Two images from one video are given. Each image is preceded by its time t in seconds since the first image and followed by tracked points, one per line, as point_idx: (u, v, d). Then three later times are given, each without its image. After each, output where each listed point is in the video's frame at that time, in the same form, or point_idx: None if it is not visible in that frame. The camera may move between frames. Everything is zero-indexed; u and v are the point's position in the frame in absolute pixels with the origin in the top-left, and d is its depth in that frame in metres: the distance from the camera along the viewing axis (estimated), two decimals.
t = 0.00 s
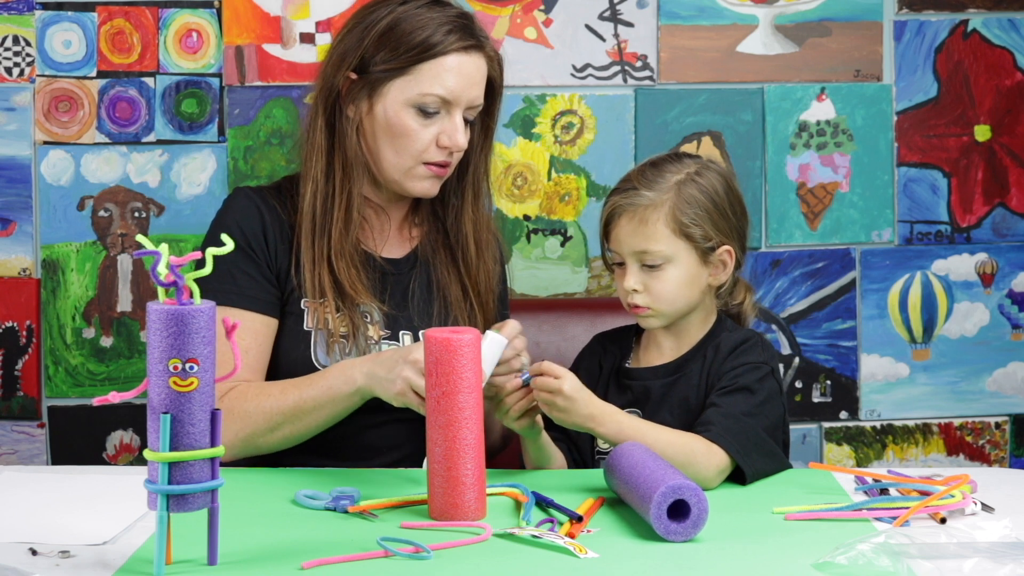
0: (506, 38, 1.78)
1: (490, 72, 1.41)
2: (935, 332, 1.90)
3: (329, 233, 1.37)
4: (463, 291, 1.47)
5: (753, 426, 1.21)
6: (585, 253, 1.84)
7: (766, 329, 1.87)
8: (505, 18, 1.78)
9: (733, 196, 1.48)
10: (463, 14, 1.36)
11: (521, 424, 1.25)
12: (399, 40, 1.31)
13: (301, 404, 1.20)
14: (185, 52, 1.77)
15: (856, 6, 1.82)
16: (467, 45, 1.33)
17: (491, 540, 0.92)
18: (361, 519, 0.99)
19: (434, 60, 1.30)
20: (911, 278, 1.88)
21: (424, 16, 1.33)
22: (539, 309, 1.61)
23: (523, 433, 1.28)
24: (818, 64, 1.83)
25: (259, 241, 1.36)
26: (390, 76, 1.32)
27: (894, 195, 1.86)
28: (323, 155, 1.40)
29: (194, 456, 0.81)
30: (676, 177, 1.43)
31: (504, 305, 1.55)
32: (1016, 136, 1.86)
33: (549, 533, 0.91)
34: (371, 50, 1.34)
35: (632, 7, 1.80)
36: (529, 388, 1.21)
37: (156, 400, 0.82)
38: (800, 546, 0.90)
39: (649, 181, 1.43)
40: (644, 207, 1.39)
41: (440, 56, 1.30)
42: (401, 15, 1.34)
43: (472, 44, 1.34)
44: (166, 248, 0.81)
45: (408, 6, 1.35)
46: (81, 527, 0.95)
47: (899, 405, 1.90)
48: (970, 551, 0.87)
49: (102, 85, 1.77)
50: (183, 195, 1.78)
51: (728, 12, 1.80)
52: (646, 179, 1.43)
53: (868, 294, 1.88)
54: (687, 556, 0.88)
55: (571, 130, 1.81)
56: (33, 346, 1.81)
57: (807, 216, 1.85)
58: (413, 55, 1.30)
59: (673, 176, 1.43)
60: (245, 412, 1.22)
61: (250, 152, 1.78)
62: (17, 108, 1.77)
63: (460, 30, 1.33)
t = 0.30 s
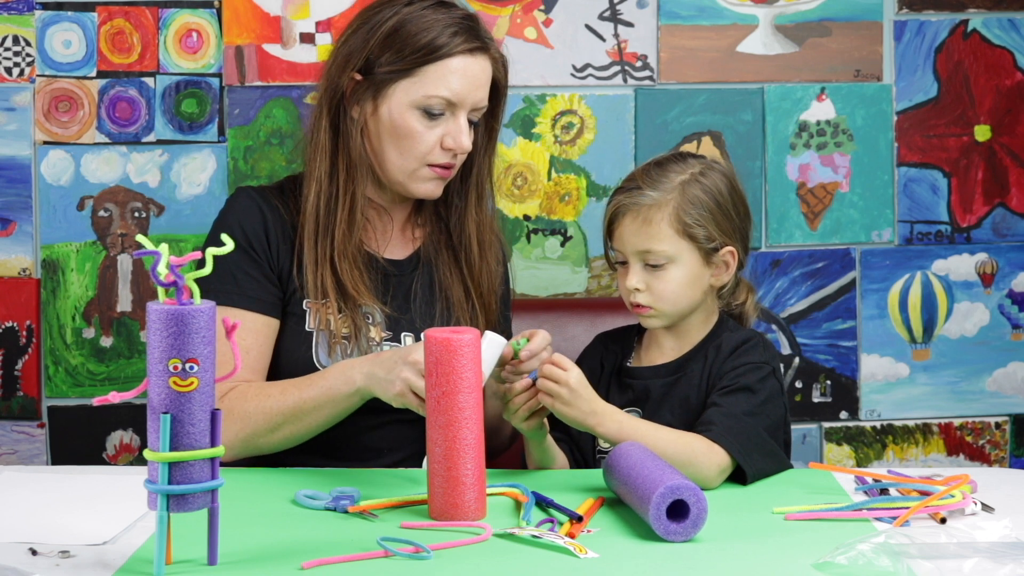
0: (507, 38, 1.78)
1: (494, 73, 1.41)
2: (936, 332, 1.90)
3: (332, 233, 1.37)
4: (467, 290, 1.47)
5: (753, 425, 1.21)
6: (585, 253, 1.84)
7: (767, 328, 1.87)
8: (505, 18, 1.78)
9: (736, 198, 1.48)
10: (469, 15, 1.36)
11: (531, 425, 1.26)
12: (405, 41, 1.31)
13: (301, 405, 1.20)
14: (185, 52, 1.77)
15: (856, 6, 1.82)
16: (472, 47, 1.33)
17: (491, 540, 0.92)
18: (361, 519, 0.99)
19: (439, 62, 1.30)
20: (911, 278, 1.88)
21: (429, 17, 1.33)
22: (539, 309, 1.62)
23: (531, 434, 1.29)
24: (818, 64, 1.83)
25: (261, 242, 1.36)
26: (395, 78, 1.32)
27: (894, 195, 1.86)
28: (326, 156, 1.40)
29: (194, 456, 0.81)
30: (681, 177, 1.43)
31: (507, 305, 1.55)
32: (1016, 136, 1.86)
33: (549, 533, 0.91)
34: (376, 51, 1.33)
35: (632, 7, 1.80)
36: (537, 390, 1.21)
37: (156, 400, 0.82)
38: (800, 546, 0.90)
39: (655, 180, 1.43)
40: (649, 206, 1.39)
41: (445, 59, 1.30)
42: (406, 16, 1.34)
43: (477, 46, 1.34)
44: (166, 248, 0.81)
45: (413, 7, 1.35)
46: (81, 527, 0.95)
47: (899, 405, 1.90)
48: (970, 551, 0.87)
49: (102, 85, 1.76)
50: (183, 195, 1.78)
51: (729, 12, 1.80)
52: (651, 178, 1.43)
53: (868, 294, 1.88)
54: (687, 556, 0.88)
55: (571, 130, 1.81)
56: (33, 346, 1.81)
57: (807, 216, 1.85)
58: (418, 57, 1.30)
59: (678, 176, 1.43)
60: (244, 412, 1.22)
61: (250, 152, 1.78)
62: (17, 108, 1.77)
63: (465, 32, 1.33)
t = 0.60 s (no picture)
0: (507, 38, 1.78)
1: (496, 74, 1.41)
2: (936, 332, 1.90)
3: (334, 234, 1.37)
4: (469, 290, 1.48)
5: (753, 424, 1.21)
6: (585, 253, 1.84)
7: (767, 329, 1.87)
8: (505, 18, 1.78)
9: (741, 198, 1.48)
10: (470, 16, 1.36)
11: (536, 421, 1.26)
12: (407, 42, 1.31)
13: (304, 404, 1.20)
14: (185, 52, 1.77)
15: (856, 6, 1.82)
16: (474, 48, 1.33)
17: (491, 540, 0.92)
18: (361, 519, 0.99)
19: (440, 63, 1.30)
20: (911, 278, 1.88)
21: (431, 18, 1.33)
22: (539, 310, 1.63)
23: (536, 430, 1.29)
24: (818, 65, 1.83)
25: (262, 241, 1.36)
26: (397, 79, 1.32)
27: (894, 195, 1.86)
28: (326, 156, 1.40)
29: (194, 456, 0.81)
30: (687, 176, 1.43)
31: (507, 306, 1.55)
32: (1016, 136, 1.86)
33: (549, 533, 0.91)
34: (379, 51, 1.33)
35: (632, 7, 1.80)
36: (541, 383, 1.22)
37: (156, 400, 0.82)
38: (799, 546, 0.90)
39: (661, 178, 1.43)
40: (655, 204, 1.39)
41: (448, 60, 1.30)
42: (409, 17, 1.34)
43: (479, 47, 1.34)
44: (166, 248, 0.81)
45: (416, 8, 1.35)
46: (81, 527, 0.95)
47: (899, 405, 1.90)
48: (970, 551, 0.87)
49: (102, 85, 1.76)
50: (183, 195, 1.78)
51: (728, 12, 1.80)
52: (657, 176, 1.43)
53: (868, 294, 1.88)
54: (687, 557, 0.88)
55: (571, 130, 1.81)
56: (33, 346, 1.81)
57: (807, 216, 1.85)
58: (420, 58, 1.30)
59: (684, 174, 1.43)
60: (247, 412, 1.22)
61: (250, 152, 1.78)
62: (17, 108, 1.77)
63: (467, 33, 1.33)
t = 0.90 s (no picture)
0: (506, 38, 1.78)
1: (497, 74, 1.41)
2: (936, 332, 1.90)
3: (335, 234, 1.37)
4: (471, 289, 1.48)
5: (755, 424, 1.21)
6: (585, 253, 1.84)
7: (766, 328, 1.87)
8: (505, 18, 1.78)
9: (746, 200, 1.48)
10: (469, 15, 1.36)
11: (555, 387, 1.32)
12: (407, 41, 1.31)
13: (311, 402, 1.19)
14: (185, 52, 1.77)
15: (856, 6, 1.82)
16: (472, 47, 1.33)
17: (491, 540, 0.92)
18: (361, 519, 0.99)
19: (439, 62, 1.30)
20: (911, 278, 1.88)
21: (430, 18, 1.33)
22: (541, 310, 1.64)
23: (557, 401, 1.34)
24: (818, 65, 1.83)
25: (264, 241, 1.36)
26: (397, 78, 1.32)
27: (894, 195, 1.86)
28: (327, 155, 1.40)
29: (194, 456, 0.81)
30: (693, 173, 1.43)
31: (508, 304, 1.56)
32: (1016, 136, 1.86)
33: (549, 533, 0.91)
34: (379, 49, 1.33)
35: (632, 7, 1.80)
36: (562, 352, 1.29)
37: (156, 400, 0.82)
38: (799, 546, 0.90)
39: (667, 174, 1.43)
40: (659, 198, 1.39)
41: (447, 58, 1.30)
42: (409, 16, 1.34)
43: (478, 46, 1.34)
44: (166, 248, 0.81)
45: (416, 7, 1.35)
46: (81, 527, 0.95)
47: (899, 405, 1.90)
48: (970, 551, 0.87)
49: (102, 85, 1.76)
50: (183, 195, 1.78)
51: (729, 12, 1.80)
52: (663, 173, 1.44)
53: (868, 294, 1.88)
54: (687, 557, 0.88)
55: (571, 130, 1.81)
56: (33, 346, 1.81)
57: (807, 216, 1.85)
58: (420, 57, 1.30)
59: (690, 171, 1.43)
60: (253, 412, 1.22)
61: (250, 152, 1.78)
62: (17, 108, 1.77)
63: (466, 32, 1.33)
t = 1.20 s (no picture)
0: (506, 38, 1.78)
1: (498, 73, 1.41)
2: (936, 332, 1.90)
3: (336, 233, 1.37)
4: (472, 288, 1.48)
5: (755, 424, 1.21)
6: (585, 253, 1.84)
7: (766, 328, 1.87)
8: (505, 18, 1.78)
9: (751, 200, 1.48)
10: (470, 15, 1.36)
11: (555, 387, 1.32)
12: (409, 40, 1.31)
13: (318, 400, 1.19)
14: (185, 52, 1.77)
15: (856, 6, 1.82)
16: (474, 47, 1.33)
17: (491, 540, 0.92)
18: (361, 518, 0.99)
19: (441, 61, 1.30)
20: (911, 278, 1.88)
21: (431, 17, 1.33)
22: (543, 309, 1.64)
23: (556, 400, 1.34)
24: (818, 64, 1.83)
25: (266, 240, 1.36)
26: (399, 77, 1.32)
27: (894, 195, 1.86)
28: (328, 155, 1.40)
29: (194, 456, 0.81)
30: (697, 171, 1.43)
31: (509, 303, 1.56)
32: (1016, 136, 1.86)
33: (549, 533, 0.91)
34: (382, 48, 1.33)
35: (632, 7, 1.80)
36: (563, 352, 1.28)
37: (156, 400, 0.82)
38: (799, 546, 0.90)
39: (671, 172, 1.43)
40: (664, 195, 1.39)
41: (449, 57, 1.30)
42: (411, 15, 1.34)
43: (479, 45, 1.34)
44: (166, 248, 0.81)
45: (419, 6, 1.35)
46: (81, 527, 0.95)
47: (899, 405, 1.90)
48: (969, 551, 0.87)
49: (102, 85, 1.76)
50: (183, 195, 1.78)
51: (729, 12, 1.80)
52: (668, 171, 1.44)
53: (868, 294, 1.88)
54: (687, 557, 0.88)
55: (571, 130, 1.81)
56: (33, 346, 1.81)
57: (807, 216, 1.85)
58: (421, 56, 1.30)
59: (694, 170, 1.43)
60: (258, 411, 1.22)
61: (250, 152, 1.78)
62: (17, 108, 1.77)
63: (468, 31, 1.33)
